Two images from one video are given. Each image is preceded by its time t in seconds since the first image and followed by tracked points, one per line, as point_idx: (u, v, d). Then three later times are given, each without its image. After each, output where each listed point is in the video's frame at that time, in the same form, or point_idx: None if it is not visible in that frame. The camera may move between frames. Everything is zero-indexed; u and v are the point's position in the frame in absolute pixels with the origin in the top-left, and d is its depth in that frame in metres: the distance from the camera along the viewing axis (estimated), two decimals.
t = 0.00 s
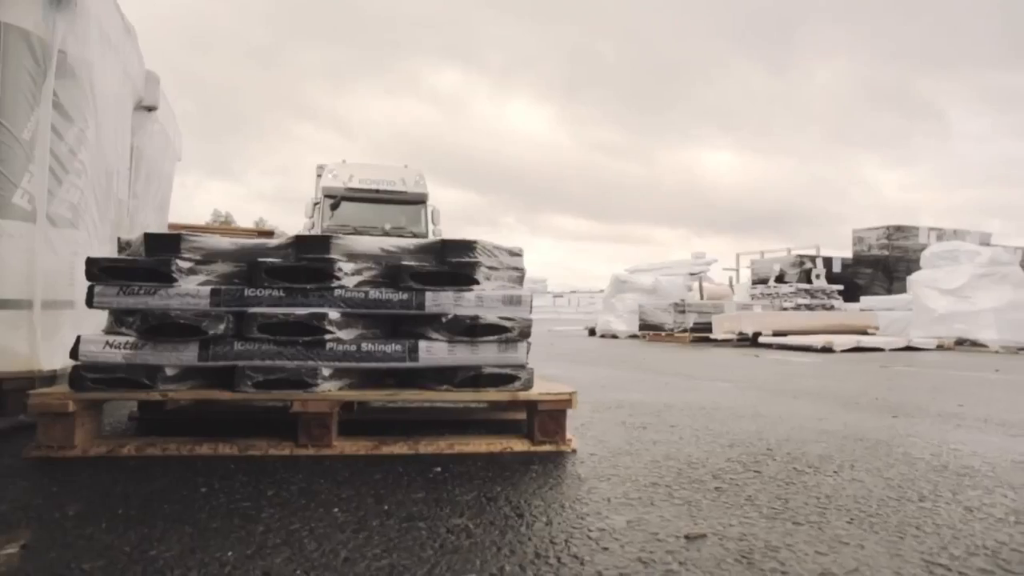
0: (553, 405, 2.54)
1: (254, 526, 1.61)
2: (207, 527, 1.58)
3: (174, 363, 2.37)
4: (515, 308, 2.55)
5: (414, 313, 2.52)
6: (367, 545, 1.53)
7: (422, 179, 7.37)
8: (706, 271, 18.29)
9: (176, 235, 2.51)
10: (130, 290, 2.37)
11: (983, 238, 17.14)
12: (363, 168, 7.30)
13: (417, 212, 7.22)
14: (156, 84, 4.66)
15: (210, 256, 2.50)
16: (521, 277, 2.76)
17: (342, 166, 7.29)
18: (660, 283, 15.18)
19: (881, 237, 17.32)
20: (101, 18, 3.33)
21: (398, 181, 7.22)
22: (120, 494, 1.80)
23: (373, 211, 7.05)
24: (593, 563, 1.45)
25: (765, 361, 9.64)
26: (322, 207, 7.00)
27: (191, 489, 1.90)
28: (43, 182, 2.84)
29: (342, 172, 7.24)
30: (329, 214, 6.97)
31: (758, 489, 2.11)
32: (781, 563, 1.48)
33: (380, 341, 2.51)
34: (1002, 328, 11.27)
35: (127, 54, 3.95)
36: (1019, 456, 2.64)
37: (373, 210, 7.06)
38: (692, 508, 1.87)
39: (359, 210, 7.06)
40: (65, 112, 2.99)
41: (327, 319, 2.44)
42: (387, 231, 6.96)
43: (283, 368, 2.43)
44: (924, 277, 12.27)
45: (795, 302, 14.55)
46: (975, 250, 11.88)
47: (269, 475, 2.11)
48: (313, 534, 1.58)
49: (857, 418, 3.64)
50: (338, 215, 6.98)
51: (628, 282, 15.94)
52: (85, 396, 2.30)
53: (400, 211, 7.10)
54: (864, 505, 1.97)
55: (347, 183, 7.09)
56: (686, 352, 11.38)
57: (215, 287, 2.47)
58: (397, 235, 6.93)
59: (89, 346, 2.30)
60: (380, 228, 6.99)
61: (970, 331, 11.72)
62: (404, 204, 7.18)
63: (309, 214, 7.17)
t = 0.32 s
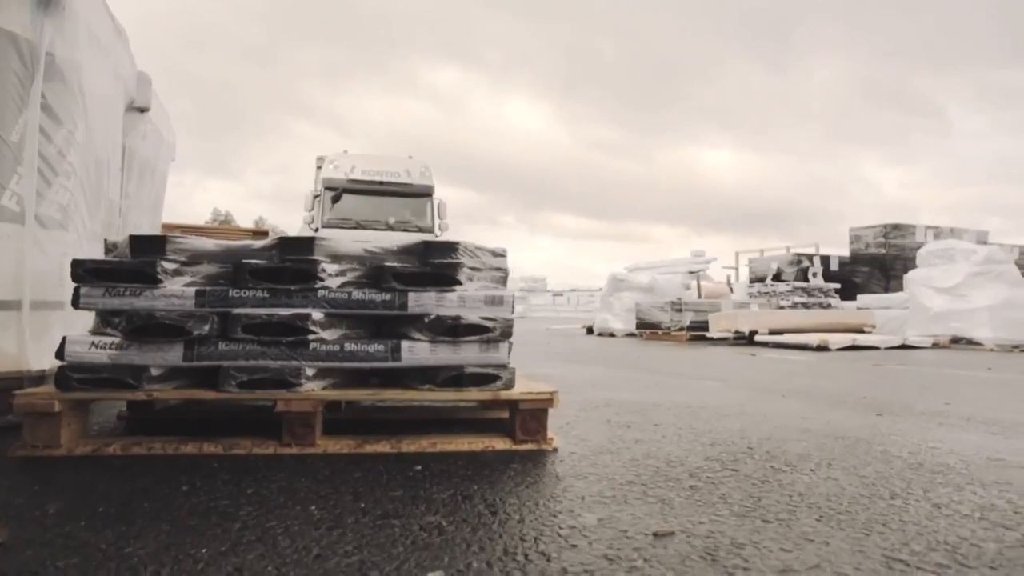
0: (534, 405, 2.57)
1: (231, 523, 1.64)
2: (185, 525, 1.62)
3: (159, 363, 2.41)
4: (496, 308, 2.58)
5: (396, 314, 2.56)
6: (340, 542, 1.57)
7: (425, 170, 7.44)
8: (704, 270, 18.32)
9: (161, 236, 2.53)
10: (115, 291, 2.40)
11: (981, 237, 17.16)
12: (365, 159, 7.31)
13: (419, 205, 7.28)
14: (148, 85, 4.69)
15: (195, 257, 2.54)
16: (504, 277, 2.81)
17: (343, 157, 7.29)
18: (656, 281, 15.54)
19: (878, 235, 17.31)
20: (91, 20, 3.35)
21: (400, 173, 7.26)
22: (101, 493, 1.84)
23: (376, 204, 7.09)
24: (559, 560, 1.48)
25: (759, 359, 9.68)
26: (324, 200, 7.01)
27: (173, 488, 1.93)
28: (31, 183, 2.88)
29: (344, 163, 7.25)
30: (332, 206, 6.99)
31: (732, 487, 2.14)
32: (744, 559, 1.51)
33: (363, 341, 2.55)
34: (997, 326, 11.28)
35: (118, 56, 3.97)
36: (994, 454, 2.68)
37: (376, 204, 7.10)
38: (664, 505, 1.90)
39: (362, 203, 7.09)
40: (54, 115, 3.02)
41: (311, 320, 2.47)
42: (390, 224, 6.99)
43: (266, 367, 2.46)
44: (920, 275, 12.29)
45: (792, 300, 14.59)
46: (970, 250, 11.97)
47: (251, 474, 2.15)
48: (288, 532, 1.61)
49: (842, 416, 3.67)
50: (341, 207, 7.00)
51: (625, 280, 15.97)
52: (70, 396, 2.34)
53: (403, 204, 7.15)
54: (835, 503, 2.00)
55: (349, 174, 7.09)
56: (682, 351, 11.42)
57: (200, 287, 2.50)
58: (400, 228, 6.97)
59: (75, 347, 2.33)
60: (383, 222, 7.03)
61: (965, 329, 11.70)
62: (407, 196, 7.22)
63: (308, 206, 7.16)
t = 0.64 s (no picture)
0: (512, 404, 2.61)
1: (205, 520, 1.68)
2: (159, 522, 1.65)
3: (142, 363, 2.44)
4: (475, 309, 2.62)
5: (377, 314, 2.60)
6: (310, 538, 1.61)
7: (430, 161, 7.89)
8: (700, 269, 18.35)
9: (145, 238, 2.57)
10: (99, 292, 2.43)
11: (977, 236, 17.20)
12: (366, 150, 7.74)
13: (425, 198, 7.72)
14: (139, 86, 4.71)
15: (178, 259, 2.57)
16: (485, 278, 2.85)
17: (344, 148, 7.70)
18: (653, 280, 15.73)
19: (874, 233, 17.28)
20: (78, 23, 3.38)
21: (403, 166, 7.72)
22: (80, 492, 1.87)
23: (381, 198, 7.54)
24: (521, 556, 1.51)
25: (753, 358, 9.71)
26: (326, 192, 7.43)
27: (152, 486, 1.97)
28: (18, 185, 2.91)
29: (346, 154, 7.67)
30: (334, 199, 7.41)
31: (703, 485, 2.18)
32: (703, 556, 1.54)
33: (343, 341, 2.59)
34: (991, 324, 11.31)
35: (107, 57, 4.00)
36: (966, 453, 2.73)
37: (379, 198, 7.54)
38: (632, 503, 1.94)
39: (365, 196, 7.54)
40: (40, 117, 3.06)
41: (291, 320, 2.51)
42: (393, 217, 7.47)
43: (247, 367, 2.51)
44: (914, 274, 12.32)
45: (789, 298, 14.67)
46: (965, 248, 11.86)
47: (230, 472, 2.19)
48: (260, 528, 1.65)
49: (825, 415, 3.71)
50: (343, 200, 7.44)
51: (622, 279, 15.99)
52: (53, 396, 2.37)
53: (406, 196, 7.63)
54: (803, 500, 2.03)
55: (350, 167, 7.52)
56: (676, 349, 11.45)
57: (183, 288, 2.53)
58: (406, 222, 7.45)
59: (59, 347, 2.37)
60: (386, 215, 7.49)
61: (959, 327, 11.76)
62: (409, 189, 7.66)
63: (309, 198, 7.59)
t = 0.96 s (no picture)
0: (489, 403, 2.65)
1: (177, 517, 1.72)
2: (132, 519, 1.69)
3: (124, 363, 2.48)
4: (453, 310, 2.66)
5: (356, 315, 2.64)
6: (278, 535, 1.65)
7: (436, 153, 8.66)
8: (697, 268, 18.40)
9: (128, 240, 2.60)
10: (81, 294, 2.47)
11: (972, 235, 17.23)
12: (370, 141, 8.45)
13: (429, 190, 8.45)
14: (129, 87, 4.75)
15: (160, 261, 2.61)
16: (464, 278, 2.90)
17: (347, 137, 8.40)
18: (650, 280, 15.80)
19: (869, 232, 17.27)
20: (66, 26, 3.42)
21: (408, 157, 8.46)
22: (58, 490, 1.91)
23: (387, 191, 8.27)
24: (482, 553, 1.55)
25: (747, 357, 9.74)
26: (330, 184, 8.11)
27: (129, 484, 2.01)
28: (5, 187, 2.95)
29: (349, 145, 8.35)
30: (337, 190, 8.10)
31: (673, 484, 2.21)
32: (660, 553, 1.58)
33: (323, 341, 2.63)
34: (985, 323, 11.37)
35: (97, 58, 4.04)
36: (937, 451, 2.79)
37: (383, 191, 8.23)
38: (599, 502, 1.97)
39: (368, 187, 8.23)
40: (27, 119, 3.10)
41: (272, 321, 2.55)
42: (400, 210, 8.19)
43: (228, 367, 2.55)
44: (908, 272, 12.48)
45: (784, 297, 14.70)
46: (959, 247, 11.89)
47: (208, 470, 2.23)
48: (231, 525, 1.69)
49: (806, 414, 3.75)
50: (348, 193, 8.13)
51: (618, 278, 16.03)
52: (36, 396, 2.41)
53: (411, 189, 8.37)
54: (769, 499, 2.07)
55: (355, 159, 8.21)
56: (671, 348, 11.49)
57: (165, 289, 2.57)
58: (412, 216, 8.22)
59: (41, 347, 2.41)
60: (392, 208, 8.21)
61: (953, 327, 11.78)
62: (414, 181, 8.39)
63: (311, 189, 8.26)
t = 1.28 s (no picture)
0: (465, 399, 2.70)
1: (149, 512, 1.77)
2: (104, 514, 1.74)
3: (104, 361, 2.53)
4: (429, 308, 2.70)
5: (334, 312, 2.69)
6: (246, 528, 1.69)
7: (440, 138, 9.29)
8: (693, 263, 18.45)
9: (108, 239, 2.64)
10: (61, 293, 2.50)
11: (968, 229, 17.31)
12: (374, 127, 9.06)
13: (434, 178, 9.24)
14: (117, 86, 4.76)
15: (140, 260, 2.64)
16: (442, 277, 2.92)
17: (350, 123, 9.01)
18: (646, 274, 15.77)
19: (865, 227, 17.35)
20: (49, 26, 3.44)
21: (414, 143, 9.09)
22: (34, 486, 1.96)
23: (393, 180, 8.99)
24: (442, 545, 1.60)
25: (739, 352, 9.79)
26: (331, 172, 8.77)
27: (105, 480, 2.05)
28: None
29: (351, 129, 8.99)
30: (339, 179, 8.78)
31: (641, 477, 2.25)
32: (616, 545, 1.62)
33: (301, 338, 2.67)
34: (978, 317, 11.46)
35: (83, 58, 4.05)
36: (906, 444, 2.84)
37: (387, 179, 8.98)
38: (565, 496, 2.01)
39: (372, 173, 8.96)
40: (10, 120, 3.14)
41: (250, 319, 2.60)
42: (406, 198, 9.00)
43: (208, 364, 2.59)
44: (902, 266, 12.51)
45: (779, 292, 14.70)
46: (953, 242, 12.01)
47: (186, 466, 2.27)
48: (200, 518, 1.74)
49: (785, 408, 3.81)
50: (352, 182, 8.84)
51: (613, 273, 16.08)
52: (17, 393, 2.46)
53: (416, 176, 9.12)
54: (733, 492, 2.11)
55: (359, 148, 8.85)
56: (665, 343, 11.54)
57: (145, 288, 2.60)
58: (418, 205, 9.02)
59: (21, 346, 2.45)
60: (399, 196, 8.98)
61: (946, 321, 11.78)
62: (418, 168, 9.12)
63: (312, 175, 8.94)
